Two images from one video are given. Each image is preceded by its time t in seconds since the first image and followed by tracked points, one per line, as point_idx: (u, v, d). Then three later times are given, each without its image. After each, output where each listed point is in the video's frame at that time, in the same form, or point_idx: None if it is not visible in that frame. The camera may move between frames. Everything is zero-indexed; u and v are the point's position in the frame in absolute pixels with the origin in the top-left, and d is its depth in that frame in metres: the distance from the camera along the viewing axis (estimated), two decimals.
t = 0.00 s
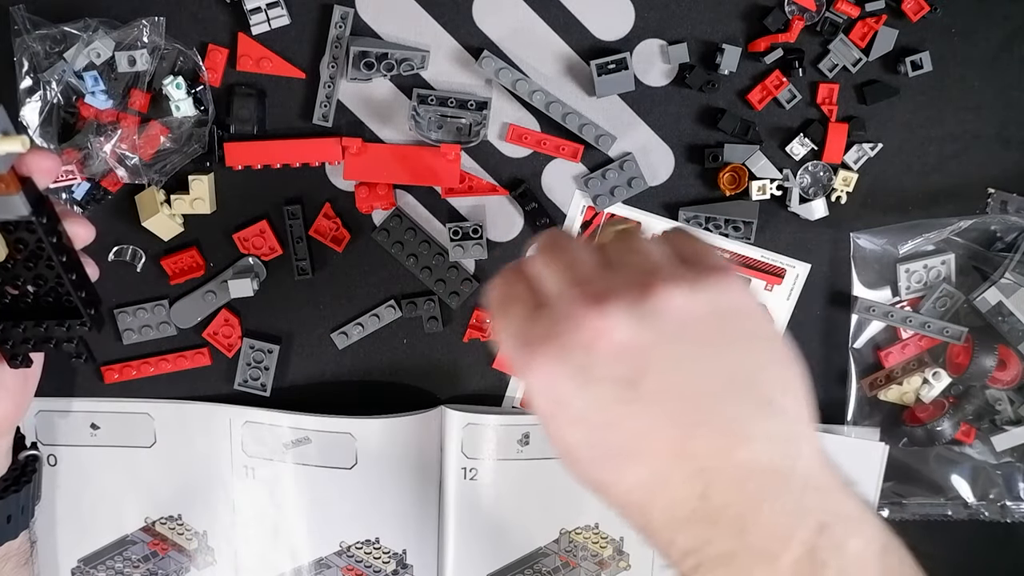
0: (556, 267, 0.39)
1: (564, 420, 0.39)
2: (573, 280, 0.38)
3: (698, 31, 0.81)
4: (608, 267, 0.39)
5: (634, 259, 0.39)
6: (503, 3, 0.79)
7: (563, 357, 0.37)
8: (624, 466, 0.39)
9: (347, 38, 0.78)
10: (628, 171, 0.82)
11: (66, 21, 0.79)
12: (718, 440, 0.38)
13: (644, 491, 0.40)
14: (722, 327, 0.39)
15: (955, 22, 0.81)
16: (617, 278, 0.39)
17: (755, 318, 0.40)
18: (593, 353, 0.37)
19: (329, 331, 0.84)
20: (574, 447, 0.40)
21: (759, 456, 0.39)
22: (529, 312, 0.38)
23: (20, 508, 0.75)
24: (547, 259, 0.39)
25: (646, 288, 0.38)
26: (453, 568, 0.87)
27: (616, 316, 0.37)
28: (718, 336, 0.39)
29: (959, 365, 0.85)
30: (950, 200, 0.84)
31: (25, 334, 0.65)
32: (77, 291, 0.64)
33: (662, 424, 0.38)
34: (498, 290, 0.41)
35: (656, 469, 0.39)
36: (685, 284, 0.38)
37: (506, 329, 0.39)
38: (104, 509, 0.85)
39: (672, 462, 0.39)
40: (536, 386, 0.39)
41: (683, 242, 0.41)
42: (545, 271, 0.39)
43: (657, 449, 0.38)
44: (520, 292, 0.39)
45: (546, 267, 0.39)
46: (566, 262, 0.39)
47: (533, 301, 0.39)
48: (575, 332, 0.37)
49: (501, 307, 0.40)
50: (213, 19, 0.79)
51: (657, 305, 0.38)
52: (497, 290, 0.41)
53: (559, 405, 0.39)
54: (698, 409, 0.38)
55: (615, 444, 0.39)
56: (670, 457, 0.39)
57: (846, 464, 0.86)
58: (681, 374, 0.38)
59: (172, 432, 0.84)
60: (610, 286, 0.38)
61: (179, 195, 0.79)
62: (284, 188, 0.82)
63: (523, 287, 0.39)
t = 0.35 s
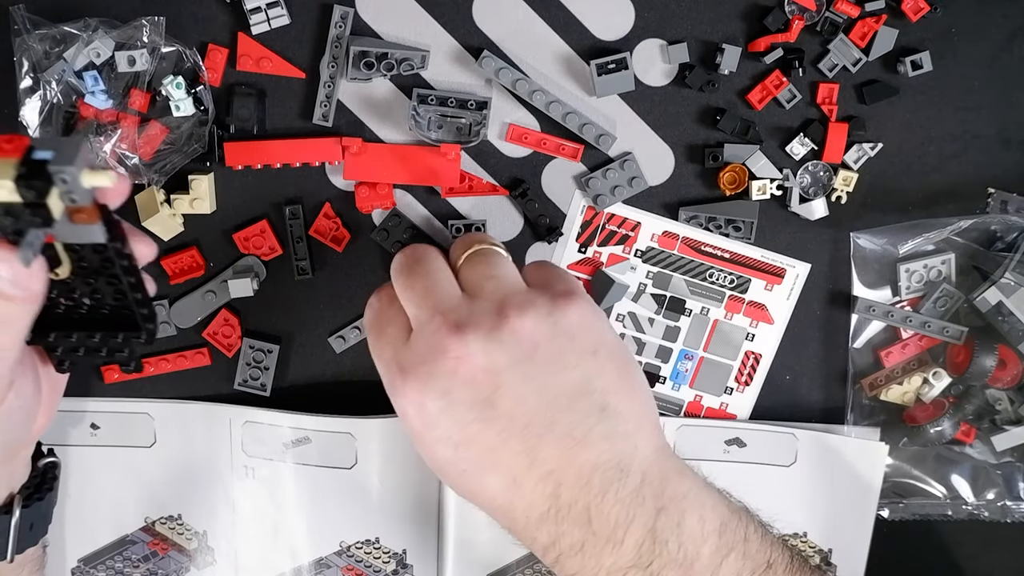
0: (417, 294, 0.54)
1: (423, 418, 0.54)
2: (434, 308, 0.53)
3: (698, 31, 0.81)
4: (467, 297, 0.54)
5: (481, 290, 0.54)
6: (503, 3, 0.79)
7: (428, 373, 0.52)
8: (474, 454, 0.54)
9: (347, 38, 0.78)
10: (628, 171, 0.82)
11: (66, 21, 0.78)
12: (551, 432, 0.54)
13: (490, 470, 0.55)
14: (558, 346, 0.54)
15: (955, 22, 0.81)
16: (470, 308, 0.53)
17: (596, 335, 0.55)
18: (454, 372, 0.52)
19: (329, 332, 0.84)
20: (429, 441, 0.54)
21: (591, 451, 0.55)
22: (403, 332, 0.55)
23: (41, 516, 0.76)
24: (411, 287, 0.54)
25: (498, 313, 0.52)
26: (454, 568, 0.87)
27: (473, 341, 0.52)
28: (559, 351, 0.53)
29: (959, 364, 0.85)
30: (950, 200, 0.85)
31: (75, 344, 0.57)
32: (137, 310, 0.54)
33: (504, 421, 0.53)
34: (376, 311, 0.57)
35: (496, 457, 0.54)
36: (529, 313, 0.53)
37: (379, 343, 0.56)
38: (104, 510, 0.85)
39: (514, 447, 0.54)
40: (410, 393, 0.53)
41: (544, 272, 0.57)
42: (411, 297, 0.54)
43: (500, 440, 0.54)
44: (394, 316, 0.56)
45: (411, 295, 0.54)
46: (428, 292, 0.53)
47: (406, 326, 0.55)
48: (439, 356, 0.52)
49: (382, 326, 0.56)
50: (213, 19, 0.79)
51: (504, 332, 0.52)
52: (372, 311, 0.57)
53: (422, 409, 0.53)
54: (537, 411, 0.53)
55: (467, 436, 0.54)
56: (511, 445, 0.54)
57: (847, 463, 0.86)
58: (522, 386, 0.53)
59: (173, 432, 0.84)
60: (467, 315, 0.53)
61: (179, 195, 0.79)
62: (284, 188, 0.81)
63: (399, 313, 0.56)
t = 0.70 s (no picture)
0: (512, 327, 0.38)
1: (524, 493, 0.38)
2: (551, 343, 0.38)
3: (698, 31, 0.81)
4: (579, 328, 0.40)
5: (592, 319, 0.41)
6: (503, 3, 0.79)
7: (563, 434, 0.37)
8: (593, 544, 0.39)
9: (347, 38, 0.78)
10: (628, 171, 0.82)
11: (66, 21, 0.78)
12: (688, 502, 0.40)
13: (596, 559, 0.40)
14: (688, 382, 0.42)
15: (955, 22, 0.81)
16: (601, 339, 0.40)
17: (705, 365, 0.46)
18: (591, 428, 0.37)
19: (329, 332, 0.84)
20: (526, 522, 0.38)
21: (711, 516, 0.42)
22: (476, 388, 0.36)
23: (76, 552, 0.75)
24: (490, 321, 0.38)
25: (630, 342, 0.40)
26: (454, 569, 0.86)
27: (621, 382, 0.38)
28: (692, 390, 0.42)
29: (959, 364, 0.84)
30: (951, 200, 0.84)
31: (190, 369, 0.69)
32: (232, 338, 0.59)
33: (637, 493, 0.39)
34: (385, 334, 0.37)
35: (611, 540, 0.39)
36: (660, 341, 0.42)
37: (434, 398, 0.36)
38: (104, 510, 0.85)
39: (647, 525, 0.39)
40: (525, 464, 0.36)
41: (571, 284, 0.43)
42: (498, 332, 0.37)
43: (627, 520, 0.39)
44: (463, 365, 0.36)
45: (505, 330, 0.37)
46: (533, 326, 0.38)
47: (489, 375, 0.36)
48: (582, 405, 0.37)
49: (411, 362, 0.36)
50: (213, 19, 0.79)
51: (648, 365, 0.40)
52: (410, 363, 0.36)
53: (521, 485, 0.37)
54: (677, 477, 0.40)
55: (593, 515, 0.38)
56: (643, 522, 0.39)
57: (847, 463, 0.86)
58: (665, 441, 0.40)
59: (173, 432, 0.84)
60: (602, 348, 0.39)
61: (179, 195, 0.80)
62: (284, 188, 0.81)
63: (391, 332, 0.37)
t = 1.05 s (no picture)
0: (313, 361, 0.36)
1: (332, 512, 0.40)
2: (348, 377, 0.36)
3: (698, 31, 0.81)
4: (392, 357, 0.38)
5: (410, 344, 0.38)
6: (504, 3, 0.79)
7: (349, 476, 0.37)
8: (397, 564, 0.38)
9: (348, 38, 0.78)
10: (628, 171, 0.82)
11: (66, 21, 0.78)
12: (506, 525, 0.39)
13: None
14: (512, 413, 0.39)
15: (955, 22, 0.81)
16: (414, 359, 0.38)
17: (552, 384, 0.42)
18: (383, 469, 0.37)
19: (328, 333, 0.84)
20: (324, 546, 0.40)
21: (536, 539, 0.41)
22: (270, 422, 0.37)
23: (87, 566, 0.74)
24: (295, 354, 0.36)
25: (446, 373, 0.38)
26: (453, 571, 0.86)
27: (419, 424, 0.37)
28: (523, 421, 0.39)
29: (959, 365, 0.85)
30: (950, 200, 0.84)
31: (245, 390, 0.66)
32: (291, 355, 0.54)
33: (440, 533, 0.38)
34: (201, 362, 0.40)
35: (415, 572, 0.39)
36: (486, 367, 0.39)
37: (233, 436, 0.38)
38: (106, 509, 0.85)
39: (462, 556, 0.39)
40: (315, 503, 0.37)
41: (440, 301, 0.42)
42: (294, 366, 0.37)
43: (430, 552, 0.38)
44: (265, 404, 0.38)
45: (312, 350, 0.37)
46: (333, 349, 0.37)
47: (288, 414, 0.37)
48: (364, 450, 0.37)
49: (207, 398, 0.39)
50: (213, 19, 0.79)
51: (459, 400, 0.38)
52: (212, 403, 0.38)
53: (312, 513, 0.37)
54: (491, 516, 0.39)
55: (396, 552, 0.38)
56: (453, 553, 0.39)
57: (847, 464, 0.86)
58: (481, 481, 0.38)
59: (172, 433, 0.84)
60: (409, 381, 0.37)
61: (179, 195, 0.80)
62: (284, 188, 0.81)
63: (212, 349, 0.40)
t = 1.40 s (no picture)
0: (291, 394, 0.36)
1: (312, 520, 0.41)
2: (326, 411, 0.36)
3: (698, 31, 0.81)
4: (371, 387, 0.37)
5: (387, 373, 0.37)
6: (504, 3, 0.79)
7: (328, 510, 0.36)
8: None
9: (348, 38, 0.78)
10: (628, 171, 0.82)
11: (66, 21, 0.78)
12: (484, 538, 0.40)
13: None
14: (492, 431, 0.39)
15: (954, 22, 0.81)
16: (392, 385, 0.37)
17: (535, 396, 0.42)
18: (359, 501, 0.37)
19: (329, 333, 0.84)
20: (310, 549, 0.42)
21: (515, 547, 0.42)
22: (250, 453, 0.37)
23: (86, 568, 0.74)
24: (275, 384, 0.36)
25: (423, 406, 0.37)
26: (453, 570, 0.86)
27: (394, 460, 0.36)
28: (502, 438, 0.39)
29: (959, 364, 0.85)
30: (951, 200, 0.85)
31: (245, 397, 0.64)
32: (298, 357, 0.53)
33: (421, 550, 0.39)
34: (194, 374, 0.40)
35: None
36: (462, 393, 0.38)
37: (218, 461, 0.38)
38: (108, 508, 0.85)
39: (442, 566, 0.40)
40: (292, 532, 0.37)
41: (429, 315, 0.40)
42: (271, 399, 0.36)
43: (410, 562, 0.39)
44: (244, 434, 0.37)
45: (286, 380, 0.36)
46: (309, 381, 0.36)
47: (265, 439, 0.37)
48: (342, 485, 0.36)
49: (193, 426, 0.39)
50: (213, 19, 0.79)
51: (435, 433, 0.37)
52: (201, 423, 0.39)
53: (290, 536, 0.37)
54: (469, 533, 0.39)
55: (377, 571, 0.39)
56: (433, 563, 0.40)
57: (847, 464, 0.86)
58: (460, 501, 0.39)
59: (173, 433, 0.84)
60: (384, 417, 0.36)
61: (179, 195, 0.80)
62: (284, 188, 0.81)
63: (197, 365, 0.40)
